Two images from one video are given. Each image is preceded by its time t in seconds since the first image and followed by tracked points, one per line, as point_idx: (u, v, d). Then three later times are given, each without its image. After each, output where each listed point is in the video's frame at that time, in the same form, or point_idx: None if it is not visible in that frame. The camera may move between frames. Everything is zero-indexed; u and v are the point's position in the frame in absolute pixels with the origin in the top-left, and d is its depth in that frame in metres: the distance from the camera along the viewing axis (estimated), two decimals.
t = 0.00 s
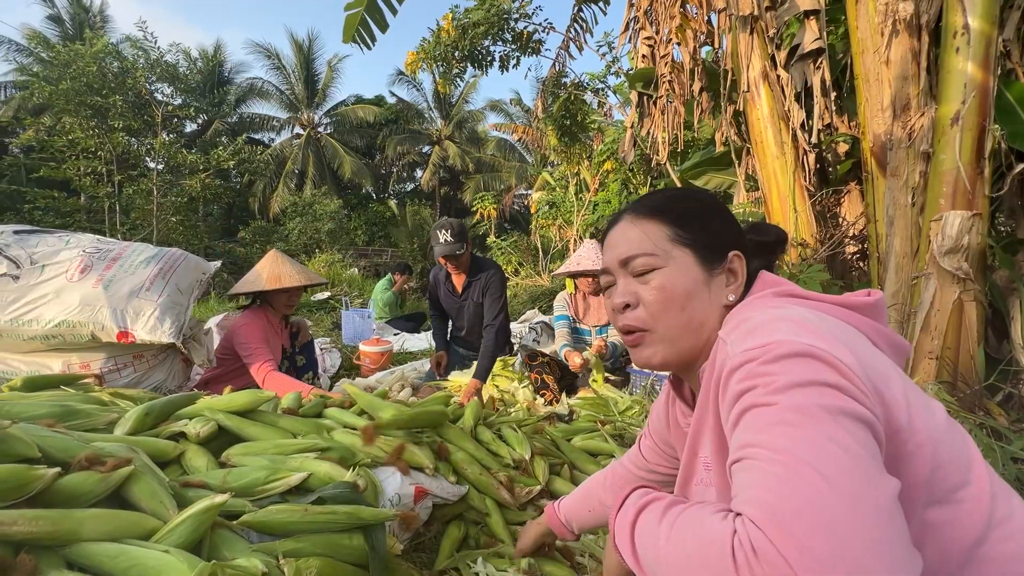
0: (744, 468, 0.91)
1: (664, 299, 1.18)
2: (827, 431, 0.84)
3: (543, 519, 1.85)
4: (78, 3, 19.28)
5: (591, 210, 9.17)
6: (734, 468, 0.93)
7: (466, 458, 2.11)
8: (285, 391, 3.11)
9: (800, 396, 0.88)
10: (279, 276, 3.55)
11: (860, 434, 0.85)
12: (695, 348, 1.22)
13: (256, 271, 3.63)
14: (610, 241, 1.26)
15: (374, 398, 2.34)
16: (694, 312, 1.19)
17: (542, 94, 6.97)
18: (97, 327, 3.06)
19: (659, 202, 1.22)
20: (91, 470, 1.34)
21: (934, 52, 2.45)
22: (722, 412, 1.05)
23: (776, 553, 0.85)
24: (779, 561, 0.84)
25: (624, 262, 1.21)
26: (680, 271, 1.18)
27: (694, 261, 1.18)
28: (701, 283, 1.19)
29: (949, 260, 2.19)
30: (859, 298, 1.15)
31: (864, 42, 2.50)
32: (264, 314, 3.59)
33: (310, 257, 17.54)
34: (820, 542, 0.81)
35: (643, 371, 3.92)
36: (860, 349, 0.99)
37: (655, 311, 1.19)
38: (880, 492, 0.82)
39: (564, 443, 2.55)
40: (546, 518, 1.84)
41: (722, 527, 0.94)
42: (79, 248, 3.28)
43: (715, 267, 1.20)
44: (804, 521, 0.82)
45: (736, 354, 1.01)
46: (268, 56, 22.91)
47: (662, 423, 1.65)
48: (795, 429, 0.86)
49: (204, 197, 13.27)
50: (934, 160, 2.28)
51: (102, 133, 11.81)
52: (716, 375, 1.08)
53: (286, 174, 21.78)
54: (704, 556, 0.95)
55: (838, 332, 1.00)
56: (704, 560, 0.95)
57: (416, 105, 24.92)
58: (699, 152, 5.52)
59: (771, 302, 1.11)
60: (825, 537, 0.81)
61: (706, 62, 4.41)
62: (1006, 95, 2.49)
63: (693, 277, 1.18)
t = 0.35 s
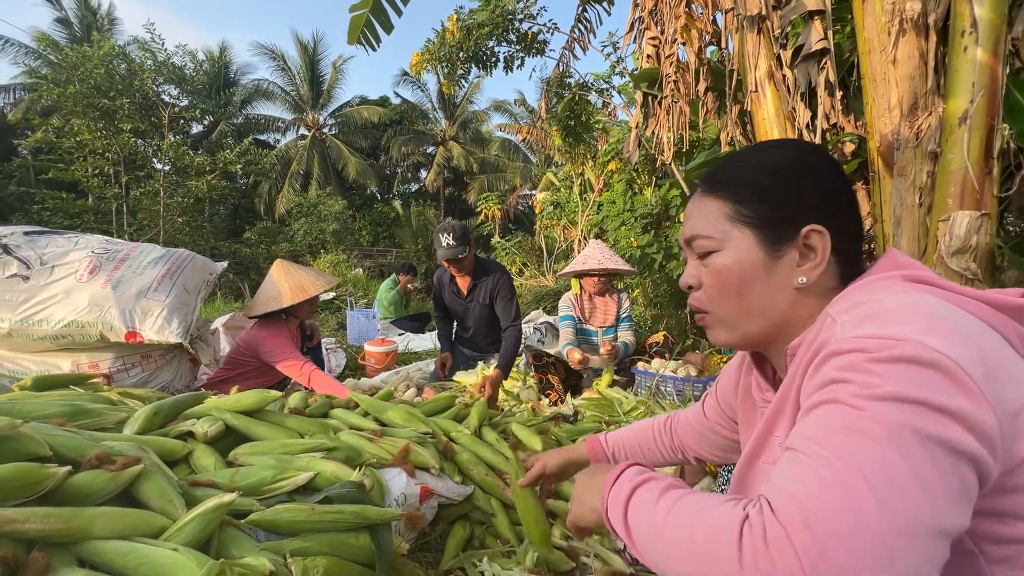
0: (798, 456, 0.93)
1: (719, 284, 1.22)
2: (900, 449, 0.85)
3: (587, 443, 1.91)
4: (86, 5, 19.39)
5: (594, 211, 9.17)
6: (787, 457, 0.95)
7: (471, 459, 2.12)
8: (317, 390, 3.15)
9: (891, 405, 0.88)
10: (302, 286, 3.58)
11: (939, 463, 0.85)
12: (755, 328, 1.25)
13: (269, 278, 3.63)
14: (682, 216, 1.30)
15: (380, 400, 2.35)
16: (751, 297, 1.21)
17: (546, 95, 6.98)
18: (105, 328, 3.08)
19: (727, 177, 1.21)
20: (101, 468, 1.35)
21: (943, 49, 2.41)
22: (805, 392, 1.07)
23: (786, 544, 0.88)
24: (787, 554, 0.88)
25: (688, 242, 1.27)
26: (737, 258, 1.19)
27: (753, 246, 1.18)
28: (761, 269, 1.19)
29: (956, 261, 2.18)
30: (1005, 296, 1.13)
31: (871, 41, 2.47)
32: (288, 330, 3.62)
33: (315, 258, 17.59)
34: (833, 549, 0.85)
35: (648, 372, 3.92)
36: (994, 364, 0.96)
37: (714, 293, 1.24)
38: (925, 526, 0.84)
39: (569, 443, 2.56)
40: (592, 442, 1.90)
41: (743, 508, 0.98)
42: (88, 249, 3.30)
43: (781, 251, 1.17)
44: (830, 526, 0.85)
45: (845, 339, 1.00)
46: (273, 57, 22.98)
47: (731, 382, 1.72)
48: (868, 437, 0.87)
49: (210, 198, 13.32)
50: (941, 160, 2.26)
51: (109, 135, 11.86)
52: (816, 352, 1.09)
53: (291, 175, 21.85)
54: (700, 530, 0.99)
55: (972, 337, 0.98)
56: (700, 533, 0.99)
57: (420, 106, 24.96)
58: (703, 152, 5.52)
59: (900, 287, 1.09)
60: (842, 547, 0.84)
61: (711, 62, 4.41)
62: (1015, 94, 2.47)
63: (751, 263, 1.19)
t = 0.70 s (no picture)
0: (825, 422, 1.03)
1: (833, 259, 1.15)
2: (909, 454, 0.93)
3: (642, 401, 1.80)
4: (95, 9, 19.55)
5: (598, 212, 9.18)
6: (813, 422, 1.05)
7: (476, 460, 2.12)
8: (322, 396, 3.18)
9: (934, 416, 0.92)
10: (319, 302, 3.63)
11: (942, 485, 0.92)
12: (873, 313, 1.16)
13: (282, 290, 3.64)
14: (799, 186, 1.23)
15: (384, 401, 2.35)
16: (871, 278, 1.12)
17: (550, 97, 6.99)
18: (113, 329, 3.11)
19: (848, 146, 1.14)
20: (109, 469, 1.37)
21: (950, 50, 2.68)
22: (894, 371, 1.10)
23: (752, 474, 1.05)
24: (751, 484, 1.05)
25: (802, 213, 1.21)
26: (855, 233, 1.12)
27: (876, 221, 1.10)
28: (885, 247, 1.10)
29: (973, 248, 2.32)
30: None
31: (878, 41, 2.75)
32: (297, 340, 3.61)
33: (321, 259, 17.66)
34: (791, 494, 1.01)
35: (653, 374, 3.93)
36: None
37: (827, 269, 1.17)
38: (883, 523, 0.95)
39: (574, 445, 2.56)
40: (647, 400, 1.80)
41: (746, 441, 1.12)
42: (97, 251, 3.32)
43: (914, 229, 1.07)
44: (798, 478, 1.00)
45: (956, 338, 0.98)
46: (279, 59, 23.08)
47: (819, 358, 1.56)
48: (888, 432, 0.95)
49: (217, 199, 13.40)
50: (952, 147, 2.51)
51: (117, 137, 11.95)
52: (919, 338, 1.07)
53: (297, 177, 21.96)
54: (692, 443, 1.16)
55: None
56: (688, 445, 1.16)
57: (425, 108, 25.03)
58: (709, 152, 5.53)
59: None
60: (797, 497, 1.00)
61: (716, 63, 4.42)
62: None
63: (873, 240, 1.10)
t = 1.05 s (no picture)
0: (856, 438, 0.97)
1: (883, 256, 1.06)
2: (943, 481, 0.87)
3: (668, 414, 1.74)
4: (105, 14, 19.75)
5: (603, 214, 9.19)
6: (844, 438, 0.99)
7: (478, 463, 2.13)
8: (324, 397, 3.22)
9: (977, 442, 0.85)
10: (320, 301, 3.63)
11: (979, 516, 0.85)
12: (928, 317, 1.06)
13: (285, 292, 3.62)
14: (854, 174, 1.15)
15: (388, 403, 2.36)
16: (926, 278, 1.02)
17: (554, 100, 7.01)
18: (121, 331, 3.13)
19: (911, 130, 1.05)
20: (113, 471, 1.38)
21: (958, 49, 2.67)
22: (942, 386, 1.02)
23: (771, 488, 1.01)
24: (770, 499, 1.00)
25: (851, 204, 1.13)
26: (911, 229, 1.02)
27: (936, 216, 0.99)
28: (946, 246, 0.99)
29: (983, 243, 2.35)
30: None
31: (885, 41, 2.75)
32: (298, 340, 3.64)
33: (327, 260, 17.75)
34: (811, 513, 0.96)
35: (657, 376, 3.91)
36: None
37: (878, 265, 1.08)
38: (909, 550, 0.89)
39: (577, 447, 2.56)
40: (674, 413, 1.74)
41: (770, 455, 1.06)
42: (105, 254, 3.36)
43: (983, 226, 0.97)
44: (820, 497, 0.95)
45: (1014, 357, 0.89)
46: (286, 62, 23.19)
47: (863, 360, 1.52)
48: (922, 456, 0.88)
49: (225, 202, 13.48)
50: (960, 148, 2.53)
51: (127, 141, 12.05)
52: (978, 351, 0.98)
53: (304, 179, 22.06)
54: (710, 455, 1.11)
55: None
56: (706, 458, 1.11)
57: (432, 109, 25.11)
58: (714, 154, 5.53)
59: None
60: (818, 516, 0.95)
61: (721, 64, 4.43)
62: None
63: (932, 237, 1.00)
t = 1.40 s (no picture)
0: (867, 448, 0.97)
1: (899, 259, 1.03)
2: (956, 493, 0.86)
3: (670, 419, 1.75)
4: (117, 19, 19.96)
5: (609, 215, 9.19)
6: (855, 447, 0.99)
7: (484, 465, 2.14)
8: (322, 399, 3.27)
9: (989, 453, 0.85)
10: (323, 297, 3.67)
11: (992, 528, 0.85)
12: (946, 322, 1.03)
13: (291, 286, 3.69)
14: (875, 172, 1.12)
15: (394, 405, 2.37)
16: (946, 281, 0.99)
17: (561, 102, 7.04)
18: (131, 332, 3.17)
19: (936, 128, 1.01)
20: (124, 470, 1.40)
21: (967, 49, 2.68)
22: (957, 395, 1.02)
23: (780, 496, 1.01)
24: (778, 508, 1.01)
25: (869, 203, 1.10)
26: (931, 230, 0.99)
27: (960, 217, 0.96)
28: (969, 249, 0.96)
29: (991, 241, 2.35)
30: None
31: (893, 42, 2.75)
32: (299, 333, 3.69)
33: (335, 262, 17.83)
34: (819, 522, 0.96)
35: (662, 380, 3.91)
36: None
37: (896, 265, 1.04)
38: (918, 561, 0.89)
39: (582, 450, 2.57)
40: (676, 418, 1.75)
41: (779, 464, 1.07)
42: (116, 256, 3.40)
43: (1007, 230, 0.93)
44: (829, 506, 0.95)
45: None
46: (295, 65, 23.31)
47: (875, 362, 1.52)
48: (933, 466, 0.88)
49: (235, 204, 13.57)
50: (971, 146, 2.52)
51: (138, 145, 12.16)
52: (995, 358, 0.97)
53: (312, 181, 22.17)
54: (719, 463, 1.12)
55: None
56: (716, 466, 1.12)
57: (439, 112, 25.19)
58: (721, 156, 5.52)
59: None
60: (827, 525, 0.95)
61: (727, 66, 4.44)
62: None
63: (954, 239, 0.97)
